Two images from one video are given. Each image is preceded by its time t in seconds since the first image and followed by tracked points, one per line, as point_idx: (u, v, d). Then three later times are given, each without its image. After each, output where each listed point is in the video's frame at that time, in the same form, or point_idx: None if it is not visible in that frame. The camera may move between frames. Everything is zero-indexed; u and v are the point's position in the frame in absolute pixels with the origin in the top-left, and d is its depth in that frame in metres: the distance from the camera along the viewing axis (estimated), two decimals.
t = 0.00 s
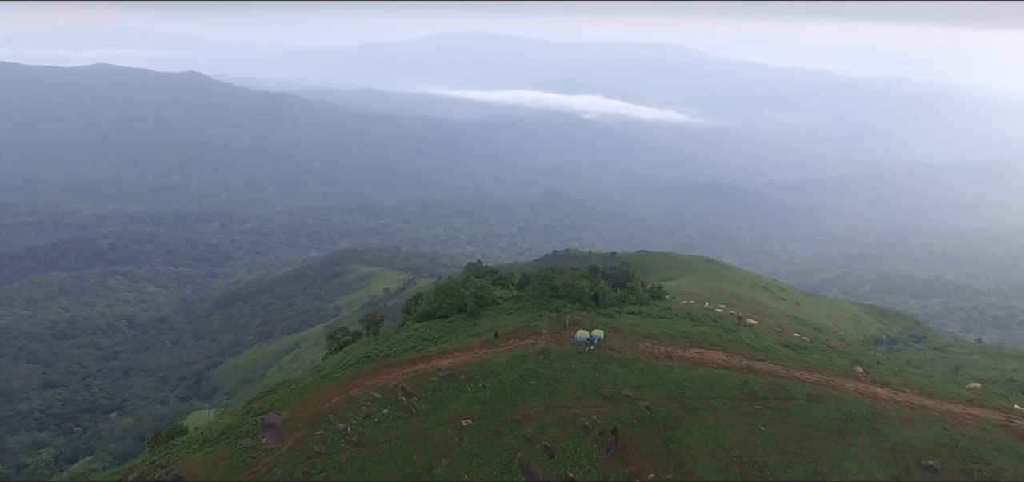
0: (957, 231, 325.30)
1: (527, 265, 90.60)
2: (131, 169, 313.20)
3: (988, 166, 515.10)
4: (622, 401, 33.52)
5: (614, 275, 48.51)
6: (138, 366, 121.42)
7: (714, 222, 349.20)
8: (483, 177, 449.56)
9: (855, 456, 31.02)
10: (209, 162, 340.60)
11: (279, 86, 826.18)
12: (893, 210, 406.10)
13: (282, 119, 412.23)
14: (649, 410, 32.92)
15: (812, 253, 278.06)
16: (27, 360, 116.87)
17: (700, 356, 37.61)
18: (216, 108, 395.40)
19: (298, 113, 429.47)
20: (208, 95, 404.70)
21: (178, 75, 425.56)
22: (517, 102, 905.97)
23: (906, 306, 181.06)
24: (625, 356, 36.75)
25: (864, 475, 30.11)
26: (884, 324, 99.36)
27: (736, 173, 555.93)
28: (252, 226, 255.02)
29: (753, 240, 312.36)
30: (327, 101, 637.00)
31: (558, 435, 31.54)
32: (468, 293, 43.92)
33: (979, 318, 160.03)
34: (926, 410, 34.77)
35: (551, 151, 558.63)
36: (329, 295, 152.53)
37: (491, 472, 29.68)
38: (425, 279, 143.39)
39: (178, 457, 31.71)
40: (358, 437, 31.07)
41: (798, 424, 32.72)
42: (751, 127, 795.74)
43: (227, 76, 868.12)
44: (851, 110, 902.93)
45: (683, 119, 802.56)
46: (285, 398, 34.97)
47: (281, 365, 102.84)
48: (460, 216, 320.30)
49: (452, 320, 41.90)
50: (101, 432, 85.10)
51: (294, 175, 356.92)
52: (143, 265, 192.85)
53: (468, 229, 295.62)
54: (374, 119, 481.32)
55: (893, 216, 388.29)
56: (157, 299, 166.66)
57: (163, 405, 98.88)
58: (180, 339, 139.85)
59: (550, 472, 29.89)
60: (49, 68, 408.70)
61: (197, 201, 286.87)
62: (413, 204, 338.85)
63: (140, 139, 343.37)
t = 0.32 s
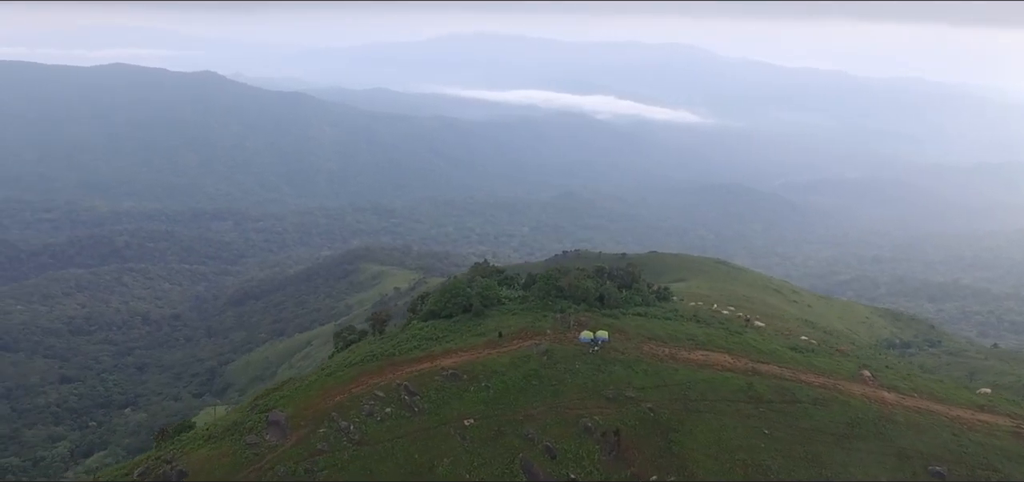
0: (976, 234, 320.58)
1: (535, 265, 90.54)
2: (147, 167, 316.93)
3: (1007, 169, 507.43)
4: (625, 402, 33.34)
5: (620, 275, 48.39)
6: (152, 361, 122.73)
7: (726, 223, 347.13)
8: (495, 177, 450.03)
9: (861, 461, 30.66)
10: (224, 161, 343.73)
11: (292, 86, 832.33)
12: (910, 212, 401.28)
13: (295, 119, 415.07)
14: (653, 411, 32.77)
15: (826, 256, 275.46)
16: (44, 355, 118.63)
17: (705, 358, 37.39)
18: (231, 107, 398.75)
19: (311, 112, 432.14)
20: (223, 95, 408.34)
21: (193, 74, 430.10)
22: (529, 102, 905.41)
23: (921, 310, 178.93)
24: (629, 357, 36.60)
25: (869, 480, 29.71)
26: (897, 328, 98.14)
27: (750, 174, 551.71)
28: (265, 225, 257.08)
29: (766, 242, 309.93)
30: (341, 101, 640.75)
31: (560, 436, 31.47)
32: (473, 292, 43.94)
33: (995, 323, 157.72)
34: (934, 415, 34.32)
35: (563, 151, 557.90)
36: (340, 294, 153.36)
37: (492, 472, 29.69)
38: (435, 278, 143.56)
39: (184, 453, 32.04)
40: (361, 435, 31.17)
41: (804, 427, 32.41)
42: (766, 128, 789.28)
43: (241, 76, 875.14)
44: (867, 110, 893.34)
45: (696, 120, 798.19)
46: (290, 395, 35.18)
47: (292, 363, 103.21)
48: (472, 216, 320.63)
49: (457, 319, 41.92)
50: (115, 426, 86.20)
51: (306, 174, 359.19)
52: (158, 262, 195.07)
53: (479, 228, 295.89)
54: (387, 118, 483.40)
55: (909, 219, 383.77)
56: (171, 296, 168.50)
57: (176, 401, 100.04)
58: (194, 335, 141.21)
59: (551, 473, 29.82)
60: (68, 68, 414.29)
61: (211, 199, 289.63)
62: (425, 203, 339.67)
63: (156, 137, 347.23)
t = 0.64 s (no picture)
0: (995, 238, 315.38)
1: (545, 265, 90.33)
2: (163, 166, 320.57)
3: None
4: (629, 404, 33.20)
5: (627, 277, 48.19)
6: (167, 358, 124.14)
7: (740, 224, 344.55)
8: (508, 176, 450.18)
9: (867, 466, 30.35)
10: (239, 159, 346.63)
11: (307, 85, 838.28)
12: (928, 215, 395.71)
13: (309, 119, 417.86)
14: (657, 413, 32.58)
15: (842, 258, 272.42)
16: (62, 350, 120.41)
17: (711, 360, 37.14)
18: (246, 106, 402.26)
19: (325, 111, 434.82)
20: (238, 94, 412.25)
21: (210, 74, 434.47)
22: (542, 102, 905.51)
23: (938, 314, 176.54)
24: (633, 359, 36.47)
25: None
26: (913, 332, 96.76)
27: (765, 175, 547.10)
28: (280, 224, 259.07)
29: (781, 243, 307.36)
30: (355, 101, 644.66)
31: (563, 437, 31.35)
32: (479, 293, 43.95)
33: (1014, 328, 155.11)
34: (943, 421, 33.88)
35: (576, 151, 556.77)
36: (353, 292, 154.09)
37: (494, 472, 29.66)
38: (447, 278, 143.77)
39: (189, 448, 32.36)
40: (364, 433, 31.32)
41: (809, 431, 32.13)
42: (782, 129, 782.83)
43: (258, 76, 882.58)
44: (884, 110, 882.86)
45: (711, 122, 793.22)
46: (294, 393, 35.40)
47: (305, 360, 103.70)
48: (484, 215, 320.96)
49: (462, 319, 42.00)
50: (130, 421, 87.19)
51: (320, 172, 361.52)
52: (174, 259, 197.35)
53: (491, 228, 296.09)
54: (401, 118, 485.28)
55: (927, 221, 378.68)
56: (186, 293, 170.38)
57: (190, 397, 101.10)
58: (208, 332, 142.65)
59: (553, 473, 29.75)
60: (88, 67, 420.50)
61: (227, 197, 292.49)
62: (438, 203, 340.49)
63: (173, 135, 351.24)
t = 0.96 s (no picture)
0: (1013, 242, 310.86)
1: (552, 266, 90.10)
2: (178, 164, 323.80)
3: None
4: (632, 405, 33.06)
5: (633, 278, 48.05)
6: (180, 355, 125.34)
7: (753, 226, 342.21)
8: (519, 177, 450.07)
9: (872, 472, 29.96)
10: (253, 158, 349.25)
11: (321, 85, 843.76)
12: (945, 218, 390.56)
13: (322, 118, 420.37)
14: (660, 415, 32.40)
15: (855, 261, 269.55)
16: (78, 346, 122.13)
17: (715, 363, 36.91)
18: (260, 106, 405.35)
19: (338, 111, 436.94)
20: (252, 95, 415.91)
21: (225, 74, 438.46)
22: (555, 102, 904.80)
23: (954, 318, 174.27)
24: (637, 360, 36.27)
25: None
26: (927, 337, 95.40)
27: (778, 177, 542.94)
28: (292, 222, 260.66)
29: (794, 246, 304.77)
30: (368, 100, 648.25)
31: (565, 437, 31.22)
32: (485, 292, 43.97)
33: None
34: (951, 427, 33.43)
35: (589, 151, 555.59)
36: (363, 291, 154.65)
37: (495, 472, 29.64)
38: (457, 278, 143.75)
39: (195, 443, 32.66)
40: (367, 431, 31.44)
41: (814, 435, 31.80)
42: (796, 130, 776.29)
43: (272, 76, 889.61)
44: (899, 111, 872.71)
45: (725, 122, 788.78)
46: (299, 391, 35.58)
47: (315, 359, 103.98)
48: (496, 215, 321.14)
49: (468, 318, 42.08)
50: (143, 417, 87.94)
51: (333, 172, 363.56)
52: (188, 257, 199.33)
53: (502, 228, 296.18)
54: (413, 118, 486.91)
55: (943, 225, 373.73)
56: (200, 291, 171.92)
57: (202, 393, 101.93)
58: (220, 330, 143.79)
59: (554, 474, 29.68)
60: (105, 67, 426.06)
61: (240, 196, 294.78)
62: (449, 203, 341.14)
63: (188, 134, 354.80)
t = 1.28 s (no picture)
0: None
1: (559, 267, 90.08)
2: (190, 163, 326.44)
3: None
4: (633, 407, 32.93)
5: (636, 279, 47.93)
6: (191, 352, 126.31)
7: (763, 227, 340.21)
8: (529, 177, 449.87)
9: (875, 476, 29.66)
10: (264, 157, 351.27)
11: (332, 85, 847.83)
12: (960, 220, 386.04)
13: (333, 119, 422.25)
14: (661, 417, 32.25)
15: (867, 263, 267.32)
16: (90, 343, 123.49)
17: (718, 365, 36.69)
18: (272, 105, 407.74)
19: (348, 111, 438.78)
20: (264, 94, 418.24)
21: (238, 73, 441.56)
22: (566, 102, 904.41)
23: (966, 322, 172.46)
24: (640, 362, 36.16)
25: None
26: (939, 340, 94.45)
27: (790, 178, 539.23)
28: (302, 221, 261.96)
29: (805, 247, 302.67)
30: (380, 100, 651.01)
31: (564, 438, 31.14)
32: (489, 292, 43.98)
33: None
34: (955, 431, 33.12)
35: (599, 151, 554.56)
36: (372, 290, 155.09)
37: (495, 471, 29.55)
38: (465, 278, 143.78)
39: (197, 440, 32.89)
40: (367, 430, 31.50)
41: (815, 438, 31.56)
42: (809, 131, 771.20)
43: (284, 76, 894.80)
44: (912, 112, 864.91)
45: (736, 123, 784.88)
46: (301, 389, 35.76)
47: (323, 357, 104.27)
48: (505, 215, 321.21)
49: (471, 318, 42.11)
50: (153, 413, 88.83)
51: (343, 171, 364.96)
52: (199, 255, 200.88)
53: (511, 228, 296.39)
54: (424, 118, 487.97)
55: (957, 227, 369.76)
56: (210, 288, 173.27)
57: (211, 391, 102.58)
58: (230, 328, 144.79)
59: (553, 474, 29.52)
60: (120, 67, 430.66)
61: (250, 194, 296.55)
62: (459, 202, 341.49)
63: (200, 133, 357.44)
